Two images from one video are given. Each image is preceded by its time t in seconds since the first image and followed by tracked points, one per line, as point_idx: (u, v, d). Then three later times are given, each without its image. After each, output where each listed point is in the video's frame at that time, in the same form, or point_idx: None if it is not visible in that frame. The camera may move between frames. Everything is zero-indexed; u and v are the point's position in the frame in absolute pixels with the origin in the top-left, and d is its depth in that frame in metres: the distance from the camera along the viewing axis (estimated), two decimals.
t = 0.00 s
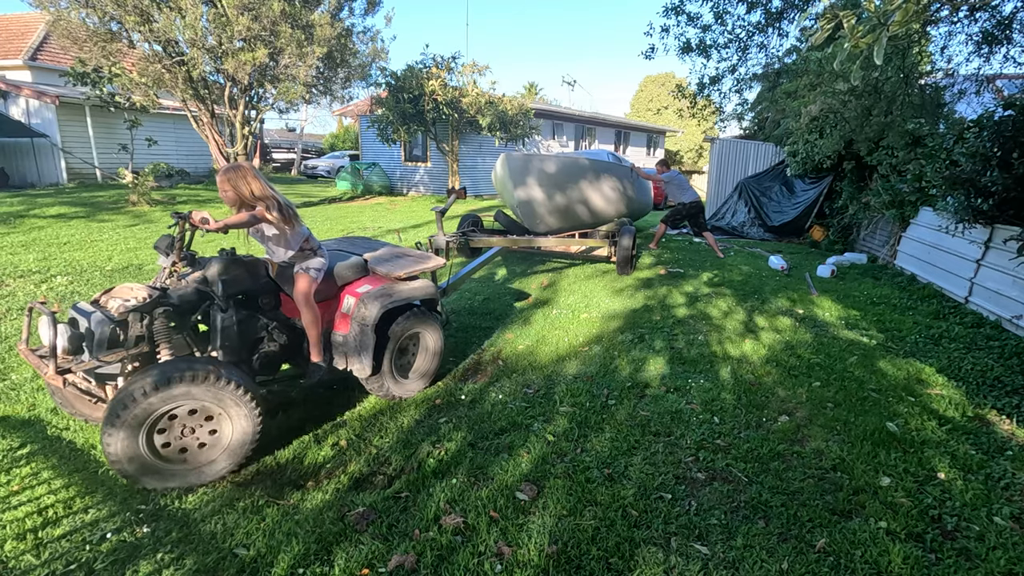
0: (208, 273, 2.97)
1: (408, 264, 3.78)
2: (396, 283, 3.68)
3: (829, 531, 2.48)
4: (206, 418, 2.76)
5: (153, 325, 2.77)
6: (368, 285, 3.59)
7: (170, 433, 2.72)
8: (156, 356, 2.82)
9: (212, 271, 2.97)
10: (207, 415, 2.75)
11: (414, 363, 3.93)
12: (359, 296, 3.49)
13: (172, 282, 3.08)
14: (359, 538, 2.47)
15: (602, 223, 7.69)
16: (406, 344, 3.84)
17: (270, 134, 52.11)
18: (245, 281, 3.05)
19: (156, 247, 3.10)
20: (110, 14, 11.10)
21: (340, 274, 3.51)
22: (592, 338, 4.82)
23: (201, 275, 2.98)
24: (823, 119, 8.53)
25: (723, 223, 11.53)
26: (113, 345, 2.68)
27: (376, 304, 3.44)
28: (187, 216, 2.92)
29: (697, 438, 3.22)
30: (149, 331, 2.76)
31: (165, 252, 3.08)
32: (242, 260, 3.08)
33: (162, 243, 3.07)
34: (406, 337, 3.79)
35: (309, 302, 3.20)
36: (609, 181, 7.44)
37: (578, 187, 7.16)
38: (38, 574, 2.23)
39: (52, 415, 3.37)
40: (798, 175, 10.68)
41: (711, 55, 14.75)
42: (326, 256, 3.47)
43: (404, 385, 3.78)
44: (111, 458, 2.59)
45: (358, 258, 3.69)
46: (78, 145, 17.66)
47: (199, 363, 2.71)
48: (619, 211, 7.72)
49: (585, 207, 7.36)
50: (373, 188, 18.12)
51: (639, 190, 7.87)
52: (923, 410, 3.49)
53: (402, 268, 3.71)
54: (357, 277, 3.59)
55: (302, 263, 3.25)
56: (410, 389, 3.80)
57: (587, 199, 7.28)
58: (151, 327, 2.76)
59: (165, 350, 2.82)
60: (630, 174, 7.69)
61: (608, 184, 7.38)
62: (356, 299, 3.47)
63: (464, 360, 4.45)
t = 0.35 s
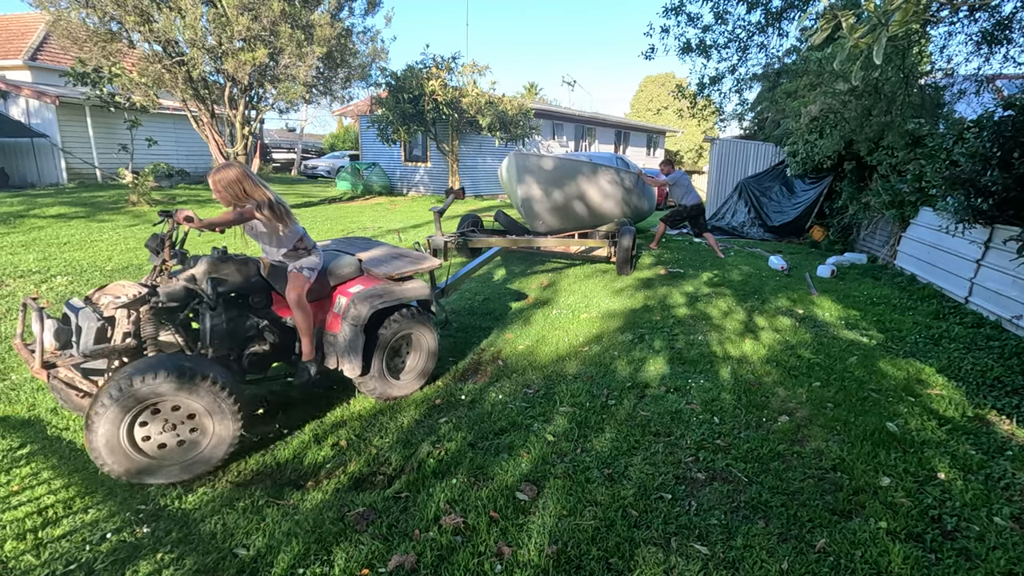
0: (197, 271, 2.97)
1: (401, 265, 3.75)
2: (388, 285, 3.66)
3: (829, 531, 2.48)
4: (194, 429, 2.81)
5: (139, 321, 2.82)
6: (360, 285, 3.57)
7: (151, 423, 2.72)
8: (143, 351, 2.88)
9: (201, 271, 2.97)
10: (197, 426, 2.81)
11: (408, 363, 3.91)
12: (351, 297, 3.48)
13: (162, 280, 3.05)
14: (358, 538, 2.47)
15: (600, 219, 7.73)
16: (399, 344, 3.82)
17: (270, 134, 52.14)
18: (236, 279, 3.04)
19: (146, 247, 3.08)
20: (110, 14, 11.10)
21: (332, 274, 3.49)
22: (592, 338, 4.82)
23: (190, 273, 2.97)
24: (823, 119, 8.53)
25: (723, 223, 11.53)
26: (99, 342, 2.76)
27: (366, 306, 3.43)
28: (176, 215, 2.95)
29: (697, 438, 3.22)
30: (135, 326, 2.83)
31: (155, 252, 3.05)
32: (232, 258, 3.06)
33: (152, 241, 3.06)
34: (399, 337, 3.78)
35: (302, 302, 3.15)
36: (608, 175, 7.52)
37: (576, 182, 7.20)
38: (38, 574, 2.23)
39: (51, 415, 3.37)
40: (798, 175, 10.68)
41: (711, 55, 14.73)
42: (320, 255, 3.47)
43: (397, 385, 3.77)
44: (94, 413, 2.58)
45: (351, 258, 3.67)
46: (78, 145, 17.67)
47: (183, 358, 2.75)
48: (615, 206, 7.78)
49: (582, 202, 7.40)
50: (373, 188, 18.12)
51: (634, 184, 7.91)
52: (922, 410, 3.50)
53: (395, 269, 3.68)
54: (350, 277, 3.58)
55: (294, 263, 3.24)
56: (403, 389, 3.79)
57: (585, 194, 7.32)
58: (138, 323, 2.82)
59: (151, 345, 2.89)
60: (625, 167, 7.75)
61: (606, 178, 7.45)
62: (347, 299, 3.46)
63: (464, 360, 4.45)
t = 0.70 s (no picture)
0: (185, 270, 2.99)
1: (390, 266, 3.75)
2: (377, 284, 3.66)
3: (829, 531, 2.48)
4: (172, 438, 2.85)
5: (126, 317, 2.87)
6: (349, 285, 3.56)
7: (141, 411, 2.76)
8: (128, 348, 2.93)
9: (191, 268, 2.99)
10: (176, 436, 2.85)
11: (398, 363, 3.91)
12: (339, 296, 3.46)
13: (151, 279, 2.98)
14: (358, 538, 2.47)
15: (602, 224, 7.68)
16: (389, 345, 3.82)
17: (270, 134, 52.13)
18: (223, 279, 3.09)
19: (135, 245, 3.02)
20: (110, 14, 11.10)
21: (321, 273, 3.47)
22: (592, 338, 4.83)
23: (179, 270, 2.99)
24: (823, 120, 8.53)
25: (723, 223, 11.54)
26: (85, 338, 2.84)
27: (354, 305, 3.43)
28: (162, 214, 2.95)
29: (698, 438, 3.22)
30: (120, 323, 2.89)
31: (144, 249, 3.00)
32: (221, 257, 3.12)
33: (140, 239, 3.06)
34: (388, 338, 3.77)
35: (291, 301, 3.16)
36: (611, 180, 7.47)
37: (578, 186, 7.20)
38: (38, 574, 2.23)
39: (51, 415, 3.37)
40: (798, 175, 10.68)
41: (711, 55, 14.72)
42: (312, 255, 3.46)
43: (387, 385, 3.76)
44: (109, 375, 2.65)
45: (340, 259, 3.66)
46: (78, 145, 17.68)
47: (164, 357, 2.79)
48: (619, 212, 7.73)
49: (584, 206, 7.37)
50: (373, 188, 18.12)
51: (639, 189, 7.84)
52: (922, 410, 3.50)
53: (383, 269, 3.68)
54: (338, 277, 3.57)
55: (283, 261, 3.25)
56: (391, 391, 3.77)
57: (587, 198, 7.30)
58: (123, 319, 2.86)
59: (136, 341, 2.89)
60: (632, 174, 7.71)
61: (609, 183, 7.40)
62: (336, 298, 3.44)
63: (464, 360, 4.45)
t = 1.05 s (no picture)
0: (170, 267, 2.98)
1: (378, 265, 3.70)
2: (364, 284, 3.62)
3: (829, 531, 2.48)
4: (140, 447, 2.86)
5: (106, 316, 2.90)
6: (335, 285, 3.54)
7: (134, 408, 2.81)
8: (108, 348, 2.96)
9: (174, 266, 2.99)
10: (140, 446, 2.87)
11: (387, 363, 3.89)
12: (325, 296, 3.44)
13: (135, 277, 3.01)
14: (358, 538, 2.47)
15: (603, 224, 7.67)
16: (377, 345, 3.80)
17: (270, 134, 52.11)
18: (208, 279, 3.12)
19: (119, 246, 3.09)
20: (110, 14, 11.11)
21: (307, 274, 3.46)
22: (592, 338, 4.82)
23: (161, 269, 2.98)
24: (822, 120, 8.53)
25: (723, 223, 11.53)
26: (65, 338, 2.89)
27: (339, 306, 3.41)
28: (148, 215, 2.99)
29: (698, 438, 3.22)
30: (100, 323, 2.92)
31: (128, 248, 3.05)
32: (206, 256, 3.16)
33: (126, 238, 3.08)
34: (377, 339, 3.75)
35: (275, 302, 3.16)
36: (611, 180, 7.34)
37: (578, 187, 7.18)
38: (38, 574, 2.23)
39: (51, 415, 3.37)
40: (798, 175, 10.67)
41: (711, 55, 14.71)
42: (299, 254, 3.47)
43: (376, 385, 3.75)
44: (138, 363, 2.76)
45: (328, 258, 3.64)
46: (78, 145, 17.68)
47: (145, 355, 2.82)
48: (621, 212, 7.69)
49: (584, 207, 7.35)
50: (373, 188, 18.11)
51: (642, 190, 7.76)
52: (923, 410, 3.50)
53: (371, 269, 3.64)
54: (325, 277, 3.55)
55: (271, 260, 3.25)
56: (380, 392, 3.76)
57: (587, 199, 7.28)
58: (104, 318, 2.90)
59: (116, 340, 2.92)
60: (635, 174, 7.60)
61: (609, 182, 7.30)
62: (321, 298, 3.43)
63: (463, 360, 4.45)
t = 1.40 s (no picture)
0: (153, 268, 3.05)
1: (365, 265, 3.66)
2: (350, 285, 3.59)
3: (829, 531, 2.48)
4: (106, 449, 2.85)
5: (87, 315, 2.92)
6: (321, 285, 3.52)
7: (117, 410, 2.82)
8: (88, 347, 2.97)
9: (157, 266, 3.07)
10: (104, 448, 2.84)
11: (374, 363, 3.86)
12: (309, 296, 3.43)
13: (118, 277, 3.05)
14: (358, 538, 2.47)
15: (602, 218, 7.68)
16: (364, 345, 3.77)
17: (270, 134, 52.12)
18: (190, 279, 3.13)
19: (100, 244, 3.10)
20: (110, 13, 11.10)
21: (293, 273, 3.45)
22: (592, 338, 4.82)
23: (143, 270, 3.06)
24: (822, 119, 8.53)
25: (723, 223, 11.54)
26: (45, 337, 2.90)
27: (321, 307, 3.38)
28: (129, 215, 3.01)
29: (698, 438, 3.22)
30: (80, 322, 2.92)
31: (110, 248, 3.05)
32: (189, 257, 3.19)
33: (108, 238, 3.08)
34: (363, 339, 3.73)
35: (260, 302, 3.16)
36: (608, 172, 7.52)
37: (574, 179, 7.22)
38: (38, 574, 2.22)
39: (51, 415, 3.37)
40: (798, 175, 10.67)
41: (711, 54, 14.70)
42: (285, 254, 3.46)
43: (361, 386, 3.72)
44: (145, 372, 2.80)
45: (314, 258, 3.62)
46: (78, 144, 17.68)
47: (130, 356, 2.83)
48: (619, 205, 7.73)
49: (581, 200, 7.37)
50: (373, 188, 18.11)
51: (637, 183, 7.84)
52: (923, 410, 3.49)
53: (357, 269, 3.60)
54: (310, 277, 3.53)
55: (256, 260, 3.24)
56: (365, 392, 3.74)
57: (583, 192, 7.31)
58: (84, 317, 2.91)
59: (97, 340, 2.93)
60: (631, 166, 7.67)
61: (605, 175, 7.43)
62: (306, 298, 3.41)
63: (463, 359, 4.45)
